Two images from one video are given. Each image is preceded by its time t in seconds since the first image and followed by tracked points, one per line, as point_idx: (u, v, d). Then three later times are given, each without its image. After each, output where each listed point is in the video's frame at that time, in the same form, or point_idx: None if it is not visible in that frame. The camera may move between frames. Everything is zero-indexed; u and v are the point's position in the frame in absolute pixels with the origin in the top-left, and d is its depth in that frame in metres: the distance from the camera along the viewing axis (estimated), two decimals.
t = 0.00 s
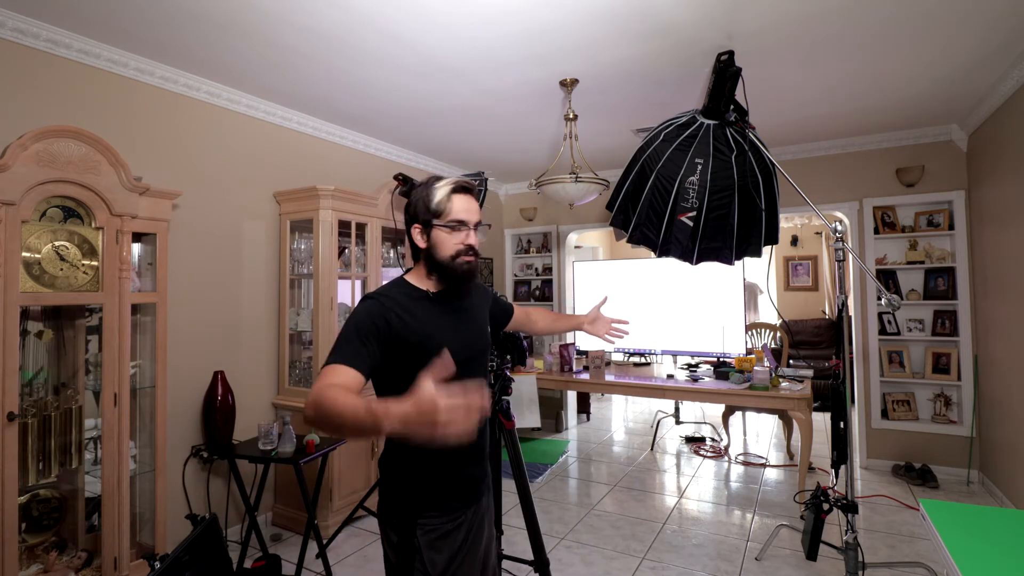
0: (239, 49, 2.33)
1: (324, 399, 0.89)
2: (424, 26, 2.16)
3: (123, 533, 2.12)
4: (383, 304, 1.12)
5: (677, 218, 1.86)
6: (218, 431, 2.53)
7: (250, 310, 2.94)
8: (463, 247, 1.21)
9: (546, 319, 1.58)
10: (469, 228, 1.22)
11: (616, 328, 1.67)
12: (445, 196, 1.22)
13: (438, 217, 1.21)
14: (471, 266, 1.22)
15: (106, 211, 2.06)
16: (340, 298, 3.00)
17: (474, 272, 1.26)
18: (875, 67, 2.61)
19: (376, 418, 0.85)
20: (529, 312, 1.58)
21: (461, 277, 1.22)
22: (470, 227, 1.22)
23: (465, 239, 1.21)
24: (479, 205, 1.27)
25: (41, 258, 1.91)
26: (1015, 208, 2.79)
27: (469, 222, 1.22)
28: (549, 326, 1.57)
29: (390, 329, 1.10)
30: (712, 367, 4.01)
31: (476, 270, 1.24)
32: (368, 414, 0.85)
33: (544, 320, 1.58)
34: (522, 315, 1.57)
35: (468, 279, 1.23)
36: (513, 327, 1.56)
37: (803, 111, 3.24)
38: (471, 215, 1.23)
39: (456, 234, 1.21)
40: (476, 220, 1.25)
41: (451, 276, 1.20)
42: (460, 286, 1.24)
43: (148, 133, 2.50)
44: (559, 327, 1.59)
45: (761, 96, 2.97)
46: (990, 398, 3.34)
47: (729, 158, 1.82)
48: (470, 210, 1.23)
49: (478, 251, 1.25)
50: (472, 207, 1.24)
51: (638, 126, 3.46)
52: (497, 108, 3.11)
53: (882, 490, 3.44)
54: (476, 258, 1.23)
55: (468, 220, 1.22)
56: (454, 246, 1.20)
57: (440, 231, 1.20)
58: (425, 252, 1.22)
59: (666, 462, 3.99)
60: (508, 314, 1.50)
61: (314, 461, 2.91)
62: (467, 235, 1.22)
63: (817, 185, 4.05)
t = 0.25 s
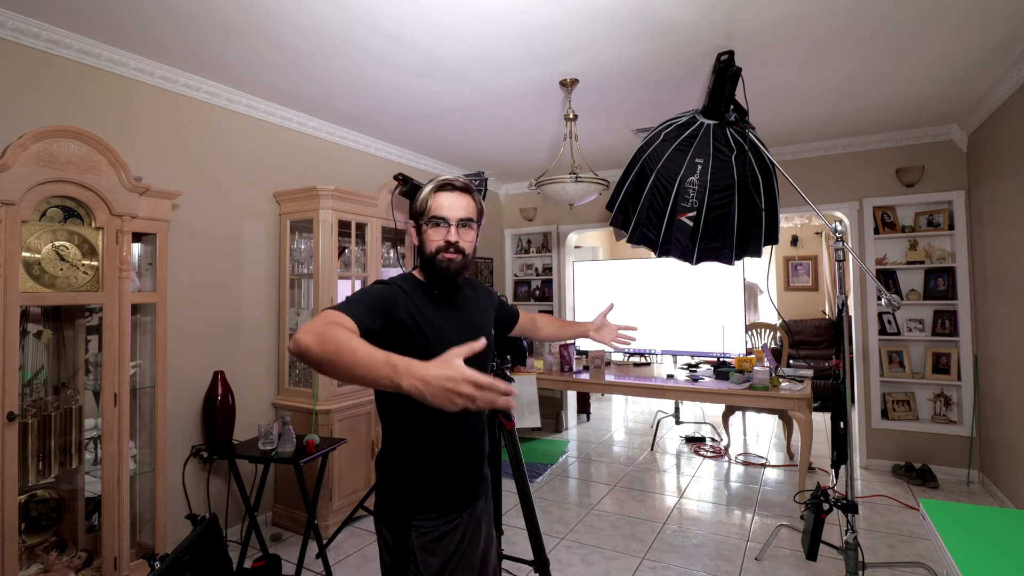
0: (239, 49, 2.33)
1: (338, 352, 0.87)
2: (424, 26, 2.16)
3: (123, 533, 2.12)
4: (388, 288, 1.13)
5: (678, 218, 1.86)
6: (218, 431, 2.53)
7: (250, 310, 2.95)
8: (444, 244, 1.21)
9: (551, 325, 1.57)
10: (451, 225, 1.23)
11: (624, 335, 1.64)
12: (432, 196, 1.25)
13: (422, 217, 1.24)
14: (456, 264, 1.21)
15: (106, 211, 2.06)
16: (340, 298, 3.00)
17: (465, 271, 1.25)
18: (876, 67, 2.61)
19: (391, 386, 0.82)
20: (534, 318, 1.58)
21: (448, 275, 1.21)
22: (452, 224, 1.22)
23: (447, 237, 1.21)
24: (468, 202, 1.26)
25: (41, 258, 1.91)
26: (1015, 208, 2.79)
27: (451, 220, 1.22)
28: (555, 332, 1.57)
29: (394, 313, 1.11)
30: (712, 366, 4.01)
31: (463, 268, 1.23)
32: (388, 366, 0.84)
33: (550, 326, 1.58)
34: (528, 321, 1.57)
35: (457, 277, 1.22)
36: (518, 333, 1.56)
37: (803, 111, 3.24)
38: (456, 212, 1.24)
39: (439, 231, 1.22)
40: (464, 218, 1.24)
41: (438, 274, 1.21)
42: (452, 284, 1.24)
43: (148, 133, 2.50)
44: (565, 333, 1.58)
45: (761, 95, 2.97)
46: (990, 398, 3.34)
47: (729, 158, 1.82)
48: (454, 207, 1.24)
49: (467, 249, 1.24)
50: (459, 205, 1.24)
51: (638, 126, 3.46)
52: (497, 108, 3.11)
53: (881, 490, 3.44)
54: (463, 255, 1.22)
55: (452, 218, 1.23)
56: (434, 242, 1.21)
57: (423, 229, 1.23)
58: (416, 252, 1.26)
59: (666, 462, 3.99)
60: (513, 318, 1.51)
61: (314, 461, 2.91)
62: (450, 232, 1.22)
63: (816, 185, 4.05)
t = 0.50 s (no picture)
0: (239, 49, 2.33)
1: (316, 357, 0.91)
2: (424, 26, 2.16)
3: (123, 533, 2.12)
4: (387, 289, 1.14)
5: (678, 218, 1.86)
6: (218, 431, 2.53)
7: (250, 310, 2.94)
8: (451, 243, 1.19)
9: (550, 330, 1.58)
10: (460, 224, 1.20)
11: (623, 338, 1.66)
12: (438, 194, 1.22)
13: (430, 216, 1.20)
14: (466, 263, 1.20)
15: (106, 211, 2.06)
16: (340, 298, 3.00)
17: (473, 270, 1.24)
18: (876, 67, 2.61)
19: (376, 358, 0.85)
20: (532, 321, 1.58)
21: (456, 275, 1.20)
22: (461, 223, 1.20)
23: (454, 235, 1.19)
24: (475, 200, 1.24)
25: (41, 258, 1.91)
26: (1015, 208, 2.79)
27: (459, 218, 1.20)
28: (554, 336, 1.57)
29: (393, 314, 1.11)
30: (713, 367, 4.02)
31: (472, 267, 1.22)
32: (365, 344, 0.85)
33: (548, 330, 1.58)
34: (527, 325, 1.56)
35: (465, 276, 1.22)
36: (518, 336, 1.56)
37: (803, 111, 3.24)
38: (463, 210, 1.21)
39: (447, 231, 1.19)
40: (471, 215, 1.22)
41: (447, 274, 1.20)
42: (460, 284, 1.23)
43: (148, 133, 2.50)
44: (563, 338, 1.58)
45: (761, 96, 2.97)
46: (990, 398, 3.34)
47: (729, 158, 1.82)
48: (461, 205, 1.21)
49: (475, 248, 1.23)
50: (465, 203, 1.22)
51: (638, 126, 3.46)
52: (497, 108, 3.11)
53: (882, 490, 3.44)
54: (472, 254, 1.21)
55: (460, 217, 1.20)
56: (443, 242, 1.19)
57: (431, 229, 1.20)
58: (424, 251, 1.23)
59: (666, 462, 3.99)
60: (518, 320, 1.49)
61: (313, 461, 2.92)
62: (458, 231, 1.20)
63: (817, 185, 4.05)
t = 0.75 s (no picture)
0: (239, 49, 2.33)
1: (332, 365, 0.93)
2: (423, 26, 2.16)
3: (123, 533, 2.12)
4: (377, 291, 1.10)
5: (677, 218, 1.86)
6: (218, 431, 2.52)
7: (250, 310, 2.94)
8: (428, 243, 1.04)
9: (559, 328, 1.54)
10: (435, 221, 1.04)
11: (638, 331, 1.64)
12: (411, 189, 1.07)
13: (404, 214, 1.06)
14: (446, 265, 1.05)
15: (106, 211, 2.06)
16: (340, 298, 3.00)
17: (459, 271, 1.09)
18: (876, 67, 2.61)
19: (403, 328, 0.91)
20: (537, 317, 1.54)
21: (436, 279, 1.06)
22: (435, 221, 1.04)
23: (430, 234, 1.04)
24: (453, 190, 1.07)
25: (41, 258, 1.91)
26: (1015, 208, 2.79)
27: (433, 215, 1.04)
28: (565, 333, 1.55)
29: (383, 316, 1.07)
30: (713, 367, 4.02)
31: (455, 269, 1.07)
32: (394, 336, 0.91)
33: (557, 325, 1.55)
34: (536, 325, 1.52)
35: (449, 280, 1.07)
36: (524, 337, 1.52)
37: (803, 111, 3.23)
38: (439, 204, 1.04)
39: (421, 230, 1.05)
40: (449, 209, 1.05)
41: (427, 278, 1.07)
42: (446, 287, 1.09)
43: (148, 133, 2.49)
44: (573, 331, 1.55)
45: (761, 95, 2.97)
46: (990, 398, 3.34)
47: (729, 158, 1.82)
48: (436, 198, 1.05)
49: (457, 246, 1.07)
50: (442, 195, 1.05)
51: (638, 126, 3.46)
52: (497, 108, 3.10)
53: (881, 490, 3.44)
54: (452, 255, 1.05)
55: (435, 212, 1.04)
56: (419, 243, 1.05)
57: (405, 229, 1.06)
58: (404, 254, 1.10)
59: (666, 462, 3.99)
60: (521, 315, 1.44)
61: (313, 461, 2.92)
62: (433, 230, 1.04)
63: (817, 185, 4.05)
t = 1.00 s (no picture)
0: (239, 49, 2.33)
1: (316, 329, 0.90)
2: (424, 26, 2.16)
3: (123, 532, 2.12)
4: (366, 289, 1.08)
5: (677, 218, 1.87)
6: (218, 431, 2.52)
7: (250, 310, 2.94)
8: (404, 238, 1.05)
9: (575, 314, 1.39)
10: (409, 216, 1.06)
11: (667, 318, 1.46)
12: (383, 186, 1.08)
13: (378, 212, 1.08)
14: (427, 260, 1.06)
15: (106, 211, 2.06)
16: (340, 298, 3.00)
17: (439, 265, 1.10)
18: (876, 67, 2.61)
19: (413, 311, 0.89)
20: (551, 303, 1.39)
21: (418, 276, 1.07)
22: (410, 215, 1.05)
23: (405, 229, 1.05)
24: (425, 184, 1.08)
25: (41, 258, 1.91)
26: (1015, 208, 2.79)
27: (406, 210, 1.05)
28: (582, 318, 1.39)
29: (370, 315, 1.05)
30: (713, 367, 4.02)
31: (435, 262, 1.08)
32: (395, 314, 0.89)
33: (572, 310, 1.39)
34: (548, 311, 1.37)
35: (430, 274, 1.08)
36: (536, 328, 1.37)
37: (803, 111, 3.24)
38: (412, 198, 1.06)
39: (397, 227, 1.06)
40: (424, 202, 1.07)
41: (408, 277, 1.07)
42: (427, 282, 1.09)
43: (148, 133, 2.49)
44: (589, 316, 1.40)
45: (761, 95, 2.97)
46: (990, 398, 3.34)
47: (729, 158, 1.82)
48: (409, 193, 1.06)
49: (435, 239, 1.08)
50: (414, 189, 1.07)
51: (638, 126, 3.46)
52: (497, 108, 3.10)
53: (882, 490, 3.44)
54: (431, 249, 1.06)
55: (409, 207, 1.06)
56: (393, 240, 1.06)
57: (381, 227, 1.07)
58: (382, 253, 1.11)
59: (666, 462, 3.99)
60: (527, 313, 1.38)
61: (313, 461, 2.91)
62: (409, 225, 1.05)
63: (816, 186, 4.05)
